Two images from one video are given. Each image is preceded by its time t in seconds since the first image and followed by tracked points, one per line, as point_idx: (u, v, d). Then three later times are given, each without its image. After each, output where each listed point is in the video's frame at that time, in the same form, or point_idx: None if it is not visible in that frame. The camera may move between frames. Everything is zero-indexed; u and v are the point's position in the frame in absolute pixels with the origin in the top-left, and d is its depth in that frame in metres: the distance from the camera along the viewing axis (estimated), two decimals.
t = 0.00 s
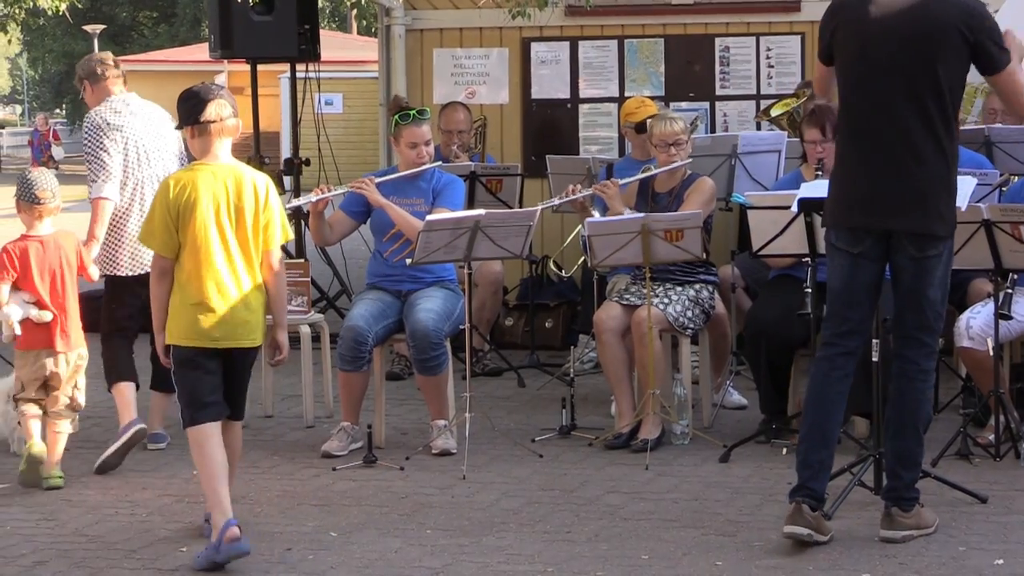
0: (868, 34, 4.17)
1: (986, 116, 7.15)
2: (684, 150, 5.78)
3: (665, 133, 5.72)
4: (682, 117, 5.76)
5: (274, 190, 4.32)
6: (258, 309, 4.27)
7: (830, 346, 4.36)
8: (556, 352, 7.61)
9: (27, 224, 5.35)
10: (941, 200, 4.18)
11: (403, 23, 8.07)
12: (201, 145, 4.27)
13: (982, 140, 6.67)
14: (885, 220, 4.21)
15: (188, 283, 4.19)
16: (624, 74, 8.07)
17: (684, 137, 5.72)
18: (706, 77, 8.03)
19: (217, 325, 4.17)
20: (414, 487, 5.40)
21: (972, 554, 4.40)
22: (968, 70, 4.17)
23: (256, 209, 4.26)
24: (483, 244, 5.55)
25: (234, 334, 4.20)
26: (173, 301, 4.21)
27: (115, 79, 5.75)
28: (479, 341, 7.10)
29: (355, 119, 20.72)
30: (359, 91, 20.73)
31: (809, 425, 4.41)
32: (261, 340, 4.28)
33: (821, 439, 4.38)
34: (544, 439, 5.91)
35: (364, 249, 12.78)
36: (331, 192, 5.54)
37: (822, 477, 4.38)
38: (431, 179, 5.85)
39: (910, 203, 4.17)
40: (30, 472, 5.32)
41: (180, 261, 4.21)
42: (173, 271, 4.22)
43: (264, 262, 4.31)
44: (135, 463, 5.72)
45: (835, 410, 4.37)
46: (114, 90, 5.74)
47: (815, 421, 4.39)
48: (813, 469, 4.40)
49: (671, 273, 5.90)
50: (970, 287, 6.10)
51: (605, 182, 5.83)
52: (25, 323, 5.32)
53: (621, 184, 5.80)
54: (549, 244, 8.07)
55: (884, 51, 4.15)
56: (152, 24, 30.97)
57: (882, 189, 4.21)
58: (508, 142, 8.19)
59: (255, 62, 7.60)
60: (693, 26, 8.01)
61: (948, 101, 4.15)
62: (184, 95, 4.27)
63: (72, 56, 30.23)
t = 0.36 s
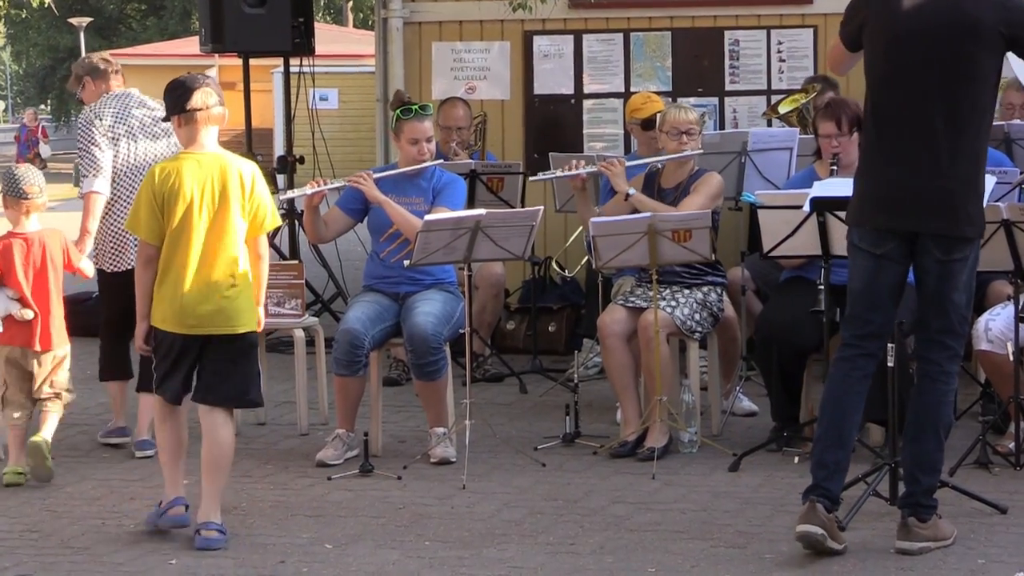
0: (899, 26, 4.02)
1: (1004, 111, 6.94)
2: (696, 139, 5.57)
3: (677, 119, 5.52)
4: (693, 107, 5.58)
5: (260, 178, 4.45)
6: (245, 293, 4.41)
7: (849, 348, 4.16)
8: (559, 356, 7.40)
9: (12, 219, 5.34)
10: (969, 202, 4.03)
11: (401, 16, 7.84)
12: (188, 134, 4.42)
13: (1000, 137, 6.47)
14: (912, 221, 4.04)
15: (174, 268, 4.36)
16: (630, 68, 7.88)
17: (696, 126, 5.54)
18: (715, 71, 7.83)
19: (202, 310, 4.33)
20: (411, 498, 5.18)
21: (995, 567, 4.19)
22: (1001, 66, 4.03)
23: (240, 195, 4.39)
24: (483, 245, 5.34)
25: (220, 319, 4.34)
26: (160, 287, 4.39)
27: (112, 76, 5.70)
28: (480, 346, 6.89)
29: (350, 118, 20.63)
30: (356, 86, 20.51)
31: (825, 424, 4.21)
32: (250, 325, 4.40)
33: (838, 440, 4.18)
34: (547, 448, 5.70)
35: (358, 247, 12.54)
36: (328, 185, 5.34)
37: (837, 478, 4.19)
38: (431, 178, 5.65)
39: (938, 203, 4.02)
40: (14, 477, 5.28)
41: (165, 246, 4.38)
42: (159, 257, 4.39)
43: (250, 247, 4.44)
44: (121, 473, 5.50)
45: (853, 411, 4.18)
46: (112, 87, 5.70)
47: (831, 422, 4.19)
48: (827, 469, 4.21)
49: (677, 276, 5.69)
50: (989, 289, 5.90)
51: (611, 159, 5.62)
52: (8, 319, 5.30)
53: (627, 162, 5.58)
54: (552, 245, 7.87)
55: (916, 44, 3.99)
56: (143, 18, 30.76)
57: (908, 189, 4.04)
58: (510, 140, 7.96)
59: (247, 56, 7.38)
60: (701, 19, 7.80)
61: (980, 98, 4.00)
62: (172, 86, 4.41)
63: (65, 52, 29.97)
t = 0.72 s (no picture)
0: (925, 31, 3.77)
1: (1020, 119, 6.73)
2: (704, 151, 5.35)
3: (685, 130, 5.31)
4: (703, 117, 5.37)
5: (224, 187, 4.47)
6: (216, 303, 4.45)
7: (866, 366, 3.93)
8: (563, 376, 7.18)
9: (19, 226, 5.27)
10: (995, 216, 3.83)
11: (396, 19, 7.64)
12: (154, 145, 4.41)
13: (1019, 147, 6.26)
14: (936, 235, 3.81)
15: (150, 282, 4.35)
16: (635, 74, 7.65)
17: (705, 136, 5.32)
18: (723, 77, 7.61)
19: (181, 322, 4.35)
20: (406, 522, 4.96)
21: None
22: None
23: (211, 205, 4.40)
24: (482, 258, 5.12)
25: (196, 329, 4.38)
26: (135, 301, 4.36)
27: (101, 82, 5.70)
28: (480, 363, 6.67)
29: (345, 126, 20.46)
30: (352, 93, 20.35)
31: (840, 445, 3.96)
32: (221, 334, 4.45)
33: (855, 462, 3.94)
34: (548, 470, 5.48)
35: (351, 260, 12.33)
36: (322, 195, 5.11)
37: (853, 502, 3.94)
38: (430, 189, 5.41)
39: (963, 218, 3.79)
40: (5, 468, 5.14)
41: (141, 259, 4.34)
42: (133, 272, 4.35)
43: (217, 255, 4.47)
44: (105, 495, 5.27)
45: (870, 432, 3.94)
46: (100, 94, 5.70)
47: (847, 442, 3.95)
48: (842, 493, 3.96)
49: (684, 290, 5.47)
50: (1009, 304, 5.69)
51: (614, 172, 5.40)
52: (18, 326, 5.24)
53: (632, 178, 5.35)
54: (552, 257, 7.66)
55: (943, 50, 3.76)
56: (132, 23, 30.60)
57: (933, 203, 3.81)
58: (509, 149, 7.74)
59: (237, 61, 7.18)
60: (709, 23, 7.58)
61: (1006, 107, 3.80)
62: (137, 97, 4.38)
63: (58, 59, 29.77)
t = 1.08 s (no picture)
0: (939, 24, 3.54)
1: None
2: (712, 153, 5.13)
3: (690, 132, 5.09)
4: (711, 117, 5.14)
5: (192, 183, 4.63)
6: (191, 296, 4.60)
7: (879, 375, 3.65)
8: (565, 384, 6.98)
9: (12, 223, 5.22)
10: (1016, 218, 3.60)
11: (392, 14, 7.41)
12: (125, 143, 4.53)
13: None
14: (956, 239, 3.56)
15: (128, 277, 4.45)
16: (640, 71, 7.45)
17: (712, 138, 5.10)
18: (732, 74, 7.42)
19: (164, 314, 4.49)
20: (401, 537, 4.74)
21: None
22: None
23: (184, 201, 4.55)
24: (481, 262, 4.91)
25: (177, 320, 4.52)
26: (115, 296, 4.46)
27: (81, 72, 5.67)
28: (478, 372, 6.46)
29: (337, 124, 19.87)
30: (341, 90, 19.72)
31: (854, 457, 3.68)
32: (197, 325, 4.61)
33: (870, 476, 3.67)
34: (550, 482, 5.27)
35: (344, 262, 12.15)
36: (318, 195, 4.90)
37: (868, 517, 3.67)
38: (429, 190, 5.18)
39: (983, 219, 3.56)
40: None
41: (119, 255, 4.45)
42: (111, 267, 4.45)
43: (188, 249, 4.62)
44: (87, 508, 5.05)
45: (884, 445, 3.66)
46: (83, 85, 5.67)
47: (862, 454, 3.67)
48: (857, 506, 3.68)
49: (690, 294, 5.24)
50: None
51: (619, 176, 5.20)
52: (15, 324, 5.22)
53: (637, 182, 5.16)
54: (554, 260, 7.46)
55: (954, 43, 3.54)
56: (120, 21, 30.45)
57: (953, 206, 3.57)
58: (509, 147, 7.53)
59: (225, 57, 6.98)
60: (717, 18, 7.38)
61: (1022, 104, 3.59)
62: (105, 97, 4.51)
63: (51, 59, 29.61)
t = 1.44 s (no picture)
0: (944, 15, 3.38)
1: None
2: (721, 147, 4.91)
3: (698, 125, 4.87)
4: (720, 110, 4.93)
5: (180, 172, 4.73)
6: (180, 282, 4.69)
7: (888, 382, 3.48)
8: (568, 389, 6.78)
9: None
10: None
11: (388, 3, 7.20)
12: (112, 133, 4.61)
13: None
14: (969, 238, 3.43)
15: (116, 265, 4.57)
16: (647, 62, 7.23)
17: (721, 131, 4.89)
18: (742, 66, 7.20)
19: (152, 301, 4.60)
20: (399, 547, 4.54)
21: None
22: None
23: (171, 189, 4.65)
24: (480, 262, 4.70)
25: (165, 307, 4.62)
26: (103, 284, 4.58)
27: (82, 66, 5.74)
28: (478, 376, 6.27)
29: (331, 118, 19.54)
30: (338, 81, 19.38)
31: (866, 469, 3.52)
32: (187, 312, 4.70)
33: (883, 489, 3.51)
34: (553, 490, 5.06)
35: (339, 263, 11.93)
36: (312, 182, 4.69)
37: (885, 534, 3.51)
38: (426, 186, 4.97)
39: (996, 215, 3.43)
40: None
41: (106, 242, 4.55)
42: (100, 255, 4.56)
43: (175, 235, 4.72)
44: (71, 518, 4.84)
45: (897, 455, 3.49)
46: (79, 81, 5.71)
47: (874, 467, 3.51)
48: (874, 522, 3.52)
49: (699, 296, 5.03)
50: None
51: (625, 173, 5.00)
52: None
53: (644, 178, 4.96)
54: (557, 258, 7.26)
55: (959, 33, 3.39)
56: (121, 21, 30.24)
57: (965, 203, 3.43)
58: (511, 141, 7.32)
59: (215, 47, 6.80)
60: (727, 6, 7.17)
61: None
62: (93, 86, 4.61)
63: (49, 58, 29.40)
